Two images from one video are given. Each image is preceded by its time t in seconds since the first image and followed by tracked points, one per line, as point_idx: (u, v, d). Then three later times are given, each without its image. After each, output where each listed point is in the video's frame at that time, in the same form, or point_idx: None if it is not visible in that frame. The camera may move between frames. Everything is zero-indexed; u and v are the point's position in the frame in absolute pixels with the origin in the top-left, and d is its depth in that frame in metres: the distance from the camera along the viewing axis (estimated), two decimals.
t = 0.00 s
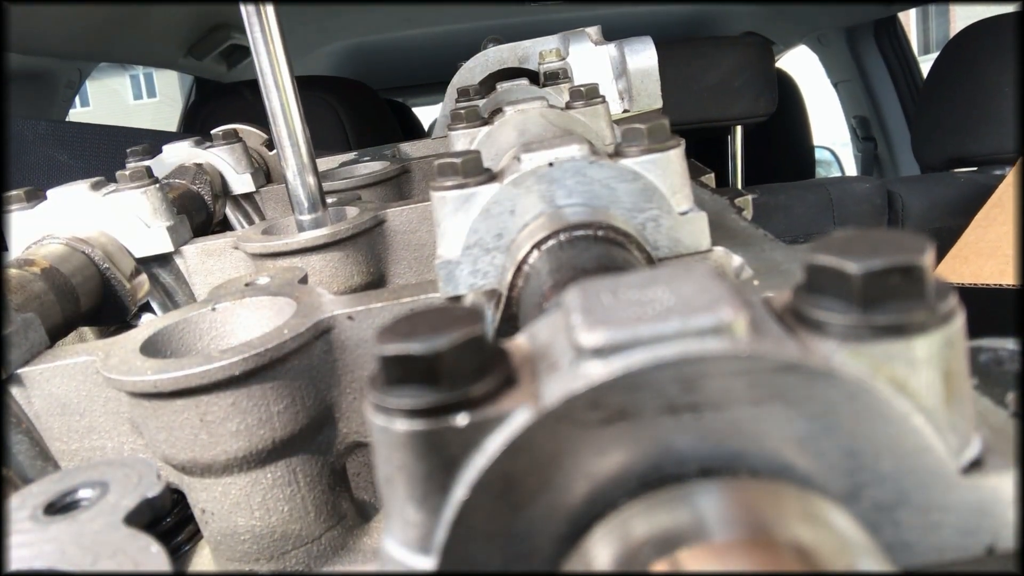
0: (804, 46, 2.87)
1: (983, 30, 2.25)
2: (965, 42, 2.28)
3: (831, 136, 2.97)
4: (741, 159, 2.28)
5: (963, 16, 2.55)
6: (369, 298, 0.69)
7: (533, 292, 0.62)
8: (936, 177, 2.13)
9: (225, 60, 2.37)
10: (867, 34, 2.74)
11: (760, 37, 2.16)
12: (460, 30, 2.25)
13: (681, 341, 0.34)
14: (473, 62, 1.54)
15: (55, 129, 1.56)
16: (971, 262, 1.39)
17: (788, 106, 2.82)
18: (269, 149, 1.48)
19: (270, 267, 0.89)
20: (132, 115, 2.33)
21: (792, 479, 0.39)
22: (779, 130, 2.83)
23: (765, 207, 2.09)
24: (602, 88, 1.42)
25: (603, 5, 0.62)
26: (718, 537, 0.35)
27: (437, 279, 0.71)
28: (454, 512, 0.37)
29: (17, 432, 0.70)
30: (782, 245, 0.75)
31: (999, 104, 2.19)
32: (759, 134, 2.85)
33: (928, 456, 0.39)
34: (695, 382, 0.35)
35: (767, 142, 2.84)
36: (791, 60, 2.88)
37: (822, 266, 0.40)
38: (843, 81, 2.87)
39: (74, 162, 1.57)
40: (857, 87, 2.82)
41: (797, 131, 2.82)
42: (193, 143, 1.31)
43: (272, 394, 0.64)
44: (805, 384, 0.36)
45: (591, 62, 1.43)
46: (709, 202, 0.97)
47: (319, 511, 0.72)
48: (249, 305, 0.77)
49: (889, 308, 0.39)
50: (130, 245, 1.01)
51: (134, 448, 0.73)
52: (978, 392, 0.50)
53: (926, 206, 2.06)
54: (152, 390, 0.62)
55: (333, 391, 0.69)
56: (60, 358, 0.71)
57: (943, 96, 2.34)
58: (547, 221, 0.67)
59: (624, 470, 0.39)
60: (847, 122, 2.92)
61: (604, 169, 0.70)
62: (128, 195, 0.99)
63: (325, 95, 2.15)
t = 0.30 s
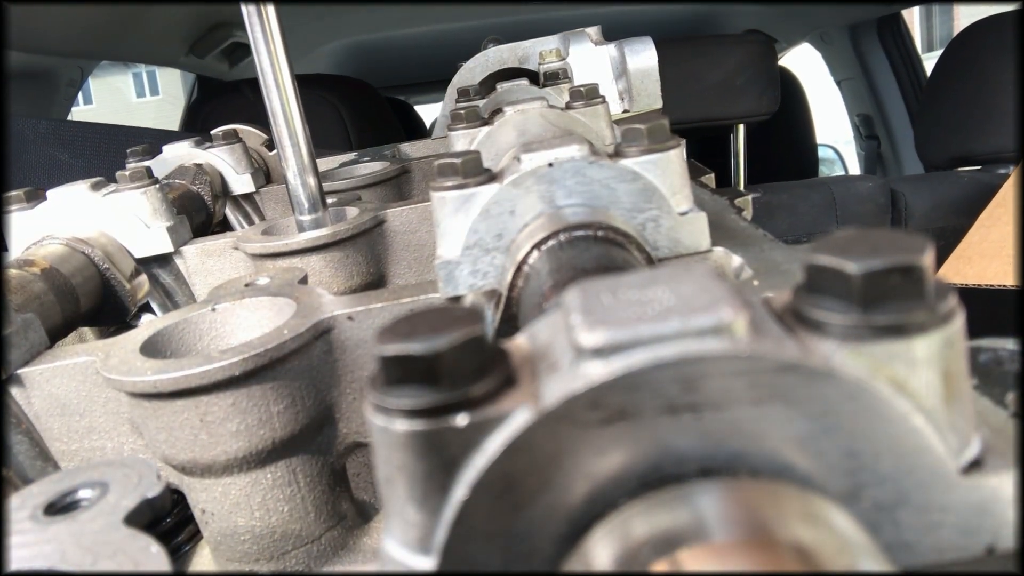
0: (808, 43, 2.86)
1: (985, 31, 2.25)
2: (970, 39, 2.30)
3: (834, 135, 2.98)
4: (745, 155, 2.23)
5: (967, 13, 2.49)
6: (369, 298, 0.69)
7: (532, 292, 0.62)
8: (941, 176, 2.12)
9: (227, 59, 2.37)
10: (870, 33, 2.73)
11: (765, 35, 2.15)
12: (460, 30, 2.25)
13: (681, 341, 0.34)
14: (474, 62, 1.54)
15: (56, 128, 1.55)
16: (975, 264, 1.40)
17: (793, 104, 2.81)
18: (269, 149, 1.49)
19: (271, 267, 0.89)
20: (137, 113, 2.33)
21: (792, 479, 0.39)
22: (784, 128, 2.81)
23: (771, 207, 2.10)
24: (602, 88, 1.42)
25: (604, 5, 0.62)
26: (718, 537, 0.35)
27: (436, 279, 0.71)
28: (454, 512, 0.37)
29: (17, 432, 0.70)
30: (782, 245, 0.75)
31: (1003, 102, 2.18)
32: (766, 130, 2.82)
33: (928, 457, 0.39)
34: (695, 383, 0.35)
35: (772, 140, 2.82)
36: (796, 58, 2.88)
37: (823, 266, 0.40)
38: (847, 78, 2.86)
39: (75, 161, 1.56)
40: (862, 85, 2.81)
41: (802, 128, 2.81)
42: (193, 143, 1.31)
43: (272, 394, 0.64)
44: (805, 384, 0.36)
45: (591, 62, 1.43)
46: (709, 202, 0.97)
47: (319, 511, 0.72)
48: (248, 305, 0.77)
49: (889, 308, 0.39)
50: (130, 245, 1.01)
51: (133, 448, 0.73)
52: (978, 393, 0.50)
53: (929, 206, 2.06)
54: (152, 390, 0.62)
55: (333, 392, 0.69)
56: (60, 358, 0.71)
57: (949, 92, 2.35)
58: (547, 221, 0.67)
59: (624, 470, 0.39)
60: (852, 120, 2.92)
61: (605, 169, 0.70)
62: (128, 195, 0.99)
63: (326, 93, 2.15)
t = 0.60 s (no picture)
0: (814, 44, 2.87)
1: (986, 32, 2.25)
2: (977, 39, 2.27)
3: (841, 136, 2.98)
4: (750, 154, 2.21)
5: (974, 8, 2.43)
6: (369, 299, 0.69)
7: (533, 293, 0.62)
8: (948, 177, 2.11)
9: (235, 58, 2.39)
10: (878, 33, 2.66)
11: (770, 34, 2.14)
12: (460, 30, 2.25)
13: (681, 342, 0.34)
14: (473, 63, 1.54)
15: (64, 130, 1.53)
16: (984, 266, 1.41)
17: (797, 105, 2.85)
18: (269, 149, 1.49)
19: (271, 267, 0.90)
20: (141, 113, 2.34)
21: (791, 479, 0.39)
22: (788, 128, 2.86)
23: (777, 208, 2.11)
24: (602, 88, 1.42)
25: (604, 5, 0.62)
26: (718, 537, 0.35)
27: (437, 279, 0.71)
28: (454, 512, 0.36)
29: (17, 432, 0.70)
30: (782, 245, 0.75)
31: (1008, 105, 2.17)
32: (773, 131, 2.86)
33: (928, 457, 0.39)
34: (695, 383, 0.35)
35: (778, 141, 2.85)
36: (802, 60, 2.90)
37: (823, 266, 0.40)
38: (854, 80, 2.82)
39: (83, 161, 1.56)
40: (869, 86, 2.76)
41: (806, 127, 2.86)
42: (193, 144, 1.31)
43: (272, 394, 0.64)
44: (804, 384, 0.36)
45: (591, 63, 1.43)
46: (709, 202, 0.97)
47: (319, 511, 0.72)
48: (249, 305, 0.77)
49: (889, 309, 0.39)
50: (130, 246, 1.01)
51: (133, 448, 0.73)
52: (978, 392, 0.50)
53: (937, 208, 2.05)
54: (152, 391, 0.62)
55: (333, 392, 0.69)
56: (60, 358, 0.71)
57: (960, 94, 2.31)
58: (547, 221, 0.67)
59: (624, 470, 0.39)
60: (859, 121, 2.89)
61: (605, 169, 0.70)
62: (128, 196, 0.99)
63: (331, 92, 2.15)
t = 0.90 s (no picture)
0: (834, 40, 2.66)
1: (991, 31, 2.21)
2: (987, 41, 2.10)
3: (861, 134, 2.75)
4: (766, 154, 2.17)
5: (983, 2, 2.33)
6: (369, 299, 0.69)
7: (532, 293, 0.62)
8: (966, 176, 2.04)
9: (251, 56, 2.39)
10: (896, 30, 2.53)
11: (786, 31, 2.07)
12: (460, 30, 2.25)
13: (681, 341, 0.34)
14: (473, 62, 1.54)
15: (80, 128, 1.53)
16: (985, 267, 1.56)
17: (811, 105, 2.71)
18: (269, 149, 1.49)
19: (270, 268, 0.89)
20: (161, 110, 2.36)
21: (791, 479, 0.39)
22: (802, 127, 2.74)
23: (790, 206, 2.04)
24: (602, 88, 1.42)
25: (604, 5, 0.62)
26: (717, 537, 0.35)
27: (436, 279, 0.71)
28: (454, 512, 0.36)
29: (17, 433, 0.70)
30: (783, 245, 0.75)
31: None
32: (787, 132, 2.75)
33: (928, 456, 0.39)
34: (695, 382, 0.35)
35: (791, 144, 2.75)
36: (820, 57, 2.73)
37: (822, 266, 0.40)
38: (873, 77, 2.64)
39: (98, 160, 1.55)
40: (888, 84, 2.60)
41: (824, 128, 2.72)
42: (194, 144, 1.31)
43: (272, 394, 0.64)
44: (804, 383, 0.36)
45: (591, 63, 1.42)
46: (709, 202, 0.97)
47: (319, 511, 0.72)
48: (248, 305, 0.77)
49: (888, 308, 0.39)
50: (130, 246, 1.01)
51: (133, 448, 0.73)
52: (978, 392, 0.49)
53: (954, 209, 2.00)
54: (152, 391, 0.62)
55: (333, 392, 0.69)
56: (60, 358, 0.71)
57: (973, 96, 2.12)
58: (546, 221, 0.67)
59: (624, 470, 0.39)
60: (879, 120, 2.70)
61: (605, 169, 0.70)
62: (128, 196, 0.99)
63: (347, 92, 2.16)
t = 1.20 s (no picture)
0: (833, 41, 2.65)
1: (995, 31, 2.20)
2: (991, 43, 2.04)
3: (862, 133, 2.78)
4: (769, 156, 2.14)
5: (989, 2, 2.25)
6: (369, 298, 0.69)
7: (532, 292, 0.62)
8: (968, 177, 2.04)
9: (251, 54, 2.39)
10: (899, 30, 2.49)
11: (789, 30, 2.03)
12: (460, 30, 2.24)
13: (681, 341, 0.34)
14: (473, 62, 1.54)
15: (81, 125, 1.53)
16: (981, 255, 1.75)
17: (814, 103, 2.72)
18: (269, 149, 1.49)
19: (271, 267, 0.90)
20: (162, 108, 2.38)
21: (791, 479, 0.39)
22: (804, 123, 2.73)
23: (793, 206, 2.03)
24: (602, 87, 1.42)
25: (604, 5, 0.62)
26: (717, 537, 0.35)
27: (436, 279, 0.71)
28: (453, 512, 0.37)
29: (17, 432, 0.70)
30: (782, 245, 0.75)
31: None
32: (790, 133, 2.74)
33: (928, 456, 0.39)
34: (695, 382, 0.35)
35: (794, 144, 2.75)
36: (822, 56, 2.73)
37: (822, 265, 0.40)
38: (875, 77, 2.63)
39: (99, 156, 1.55)
40: (889, 84, 2.58)
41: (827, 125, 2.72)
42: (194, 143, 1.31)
43: (272, 394, 0.64)
44: (804, 383, 0.36)
45: (591, 63, 1.43)
46: (709, 202, 0.97)
47: (319, 511, 0.72)
48: (249, 305, 0.77)
49: (889, 308, 0.39)
50: (130, 245, 1.01)
51: (133, 448, 0.73)
52: (978, 392, 0.49)
53: (957, 207, 2.00)
54: (152, 390, 0.62)
55: (333, 392, 0.69)
56: (60, 358, 0.71)
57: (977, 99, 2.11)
58: (546, 221, 0.67)
59: (624, 470, 0.39)
60: (880, 119, 2.69)
61: (605, 168, 0.70)
62: (128, 195, 0.99)
63: (347, 88, 2.17)
